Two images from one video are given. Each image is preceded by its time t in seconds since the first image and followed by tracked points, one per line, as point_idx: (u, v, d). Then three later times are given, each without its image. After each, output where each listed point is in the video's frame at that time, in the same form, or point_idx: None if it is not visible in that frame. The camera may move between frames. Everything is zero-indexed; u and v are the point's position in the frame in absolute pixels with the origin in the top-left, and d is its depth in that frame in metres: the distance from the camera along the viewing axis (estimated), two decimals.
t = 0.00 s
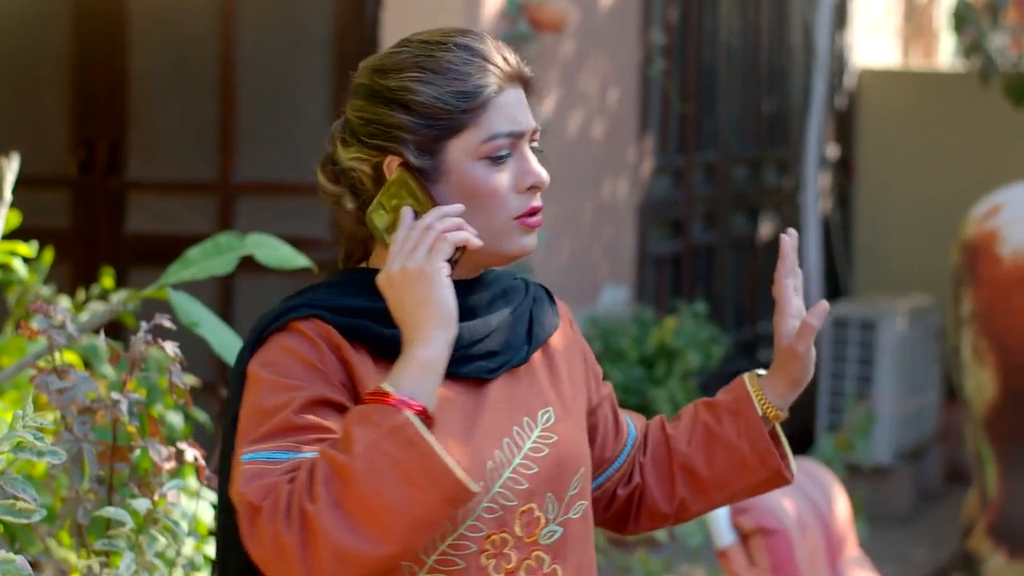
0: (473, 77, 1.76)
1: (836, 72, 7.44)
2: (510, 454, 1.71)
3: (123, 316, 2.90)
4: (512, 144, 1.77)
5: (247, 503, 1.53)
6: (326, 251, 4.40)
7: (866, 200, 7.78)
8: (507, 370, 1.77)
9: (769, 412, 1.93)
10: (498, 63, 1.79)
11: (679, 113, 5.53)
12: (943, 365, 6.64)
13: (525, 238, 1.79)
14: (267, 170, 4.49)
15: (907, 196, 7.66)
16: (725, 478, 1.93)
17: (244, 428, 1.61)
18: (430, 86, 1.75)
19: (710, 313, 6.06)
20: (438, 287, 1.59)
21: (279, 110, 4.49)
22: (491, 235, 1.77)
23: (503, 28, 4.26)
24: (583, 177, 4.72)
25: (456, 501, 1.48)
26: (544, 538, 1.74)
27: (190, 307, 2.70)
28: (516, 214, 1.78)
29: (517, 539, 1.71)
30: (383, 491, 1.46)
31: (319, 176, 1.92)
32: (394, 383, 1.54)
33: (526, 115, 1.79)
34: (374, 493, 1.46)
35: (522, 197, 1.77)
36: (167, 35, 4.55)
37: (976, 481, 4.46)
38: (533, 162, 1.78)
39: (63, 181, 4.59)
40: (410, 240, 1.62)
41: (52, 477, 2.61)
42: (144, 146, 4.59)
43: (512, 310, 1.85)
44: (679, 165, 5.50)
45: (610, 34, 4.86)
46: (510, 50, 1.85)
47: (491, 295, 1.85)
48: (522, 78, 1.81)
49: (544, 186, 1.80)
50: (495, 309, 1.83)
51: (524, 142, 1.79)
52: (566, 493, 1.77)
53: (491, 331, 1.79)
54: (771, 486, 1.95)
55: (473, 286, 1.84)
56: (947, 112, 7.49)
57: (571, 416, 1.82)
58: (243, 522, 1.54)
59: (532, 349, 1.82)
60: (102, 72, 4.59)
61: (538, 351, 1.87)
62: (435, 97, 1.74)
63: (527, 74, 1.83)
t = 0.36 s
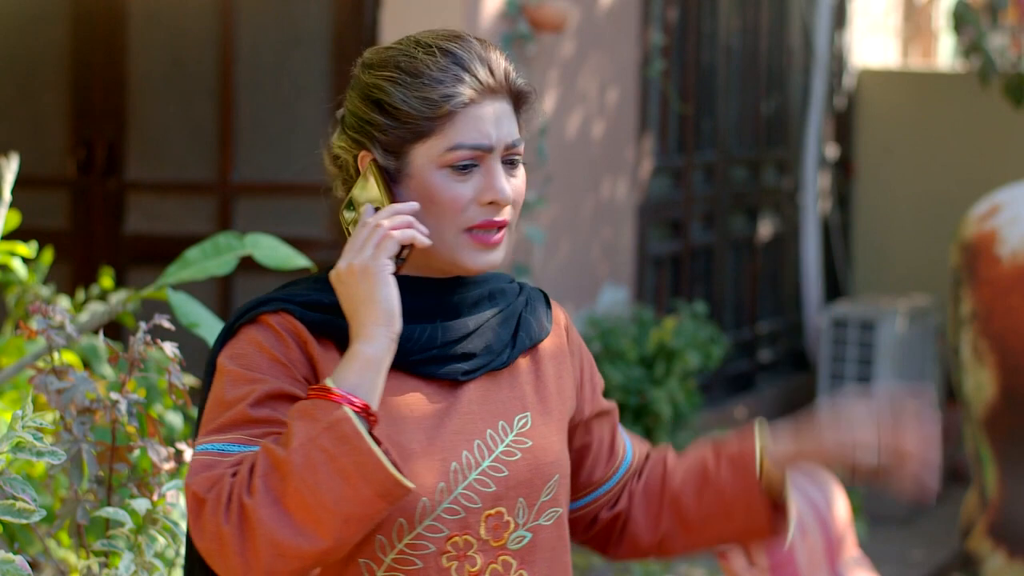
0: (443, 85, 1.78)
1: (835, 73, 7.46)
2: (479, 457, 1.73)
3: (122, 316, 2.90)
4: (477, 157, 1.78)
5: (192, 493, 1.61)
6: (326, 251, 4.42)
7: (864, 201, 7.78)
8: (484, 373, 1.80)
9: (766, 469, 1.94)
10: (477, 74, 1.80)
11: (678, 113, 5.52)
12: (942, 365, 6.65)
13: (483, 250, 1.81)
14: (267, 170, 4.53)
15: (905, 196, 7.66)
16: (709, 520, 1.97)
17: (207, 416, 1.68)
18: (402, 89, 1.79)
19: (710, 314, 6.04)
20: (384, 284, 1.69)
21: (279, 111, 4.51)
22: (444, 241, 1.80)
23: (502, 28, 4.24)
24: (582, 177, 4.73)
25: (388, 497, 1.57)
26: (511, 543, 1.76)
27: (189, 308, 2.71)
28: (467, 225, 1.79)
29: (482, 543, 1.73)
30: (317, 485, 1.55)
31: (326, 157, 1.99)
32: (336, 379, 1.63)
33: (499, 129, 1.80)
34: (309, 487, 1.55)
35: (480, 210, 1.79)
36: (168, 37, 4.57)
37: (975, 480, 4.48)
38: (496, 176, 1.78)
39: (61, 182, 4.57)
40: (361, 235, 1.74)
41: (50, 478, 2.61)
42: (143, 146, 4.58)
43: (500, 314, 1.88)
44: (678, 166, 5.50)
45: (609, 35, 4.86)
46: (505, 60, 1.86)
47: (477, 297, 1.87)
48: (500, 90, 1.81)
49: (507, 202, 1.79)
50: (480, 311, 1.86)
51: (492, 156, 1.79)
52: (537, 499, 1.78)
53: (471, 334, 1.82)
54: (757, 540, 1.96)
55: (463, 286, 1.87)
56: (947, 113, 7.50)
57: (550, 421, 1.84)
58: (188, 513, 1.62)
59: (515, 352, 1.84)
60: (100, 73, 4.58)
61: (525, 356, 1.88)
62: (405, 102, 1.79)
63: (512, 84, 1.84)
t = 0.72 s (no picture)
0: (425, 87, 1.76)
1: (835, 72, 7.46)
2: (462, 462, 1.70)
3: (122, 316, 2.90)
4: (457, 161, 1.77)
5: (162, 479, 1.63)
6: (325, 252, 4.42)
7: (864, 201, 7.77)
8: (475, 381, 1.77)
9: None
10: (462, 77, 1.78)
11: (678, 113, 5.52)
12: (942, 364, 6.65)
13: (463, 254, 1.79)
14: (267, 170, 4.53)
15: (905, 197, 7.66)
16: None
17: (193, 401, 1.70)
18: (386, 90, 1.78)
19: (709, 314, 6.04)
20: (351, 279, 1.68)
21: (278, 111, 4.51)
22: (422, 244, 1.78)
23: (503, 28, 4.25)
24: (582, 177, 4.73)
25: (345, 491, 1.57)
26: (488, 553, 1.73)
27: (190, 308, 2.71)
28: (445, 228, 1.77)
29: (456, 549, 1.70)
30: (274, 476, 1.56)
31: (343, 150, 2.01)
32: (302, 371, 1.62)
33: (482, 134, 1.77)
34: (266, 477, 1.56)
35: (459, 215, 1.77)
36: (167, 37, 4.57)
37: (975, 480, 4.48)
38: (476, 182, 1.77)
39: (61, 182, 4.57)
40: (336, 231, 1.73)
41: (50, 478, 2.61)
42: (143, 147, 4.58)
43: (500, 325, 1.84)
44: (678, 166, 5.50)
45: (609, 35, 4.86)
46: (499, 62, 1.83)
47: (478, 305, 1.84)
48: (485, 94, 1.79)
49: (486, 207, 1.77)
50: (480, 320, 1.83)
51: (474, 160, 1.77)
52: (517, 512, 1.74)
53: (462, 340, 1.79)
54: None
55: (465, 293, 1.84)
56: (946, 113, 7.50)
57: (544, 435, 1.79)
58: (159, 499, 1.64)
59: (510, 364, 1.81)
60: (100, 73, 4.58)
61: (525, 370, 1.84)
62: (388, 103, 1.78)
63: (503, 88, 1.80)
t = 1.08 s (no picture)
0: (396, 93, 1.73)
1: (836, 72, 7.46)
2: (445, 465, 1.69)
3: (123, 317, 2.90)
4: (432, 165, 1.74)
5: (158, 498, 1.63)
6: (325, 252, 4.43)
7: (864, 201, 7.77)
8: (457, 385, 1.75)
9: None
10: (433, 80, 1.75)
11: (679, 113, 5.52)
12: (942, 365, 6.65)
13: (443, 258, 1.76)
14: (267, 170, 4.53)
15: (906, 197, 7.66)
16: None
17: (179, 411, 1.68)
18: (358, 96, 1.75)
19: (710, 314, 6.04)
20: (337, 290, 1.67)
21: (278, 112, 4.53)
22: (401, 250, 1.76)
23: (504, 28, 4.24)
24: (582, 177, 4.73)
25: (341, 506, 1.57)
26: (471, 556, 1.72)
27: (190, 308, 2.70)
28: (424, 233, 1.75)
29: (439, 553, 1.69)
30: (271, 494, 1.56)
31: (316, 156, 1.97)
32: (293, 386, 1.61)
33: (455, 138, 1.75)
34: (264, 496, 1.56)
35: (436, 219, 1.75)
36: (168, 37, 4.57)
37: (975, 480, 4.48)
38: (451, 185, 1.74)
39: (62, 182, 4.57)
40: (316, 243, 1.70)
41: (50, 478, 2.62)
42: (143, 147, 4.58)
43: (483, 327, 1.82)
44: (678, 166, 5.50)
45: (610, 34, 4.86)
46: (470, 63, 1.80)
47: (460, 307, 1.81)
48: (456, 96, 1.76)
49: (462, 210, 1.75)
50: (463, 322, 1.81)
51: (448, 164, 1.75)
52: (500, 515, 1.73)
53: (445, 343, 1.77)
54: None
55: (447, 295, 1.82)
56: (947, 114, 7.50)
57: (527, 439, 1.78)
58: (156, 515, 1.64)
59: (492, 367, 1.79)
60: (99, 73, 4.57)
61: (509, 372, 1.82)
62: (360, 109, 1.75)
63: (474, 89, 1.78)
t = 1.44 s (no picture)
0: (383, 101, 1.73)
1: (840, 72, 7.46)
2: (430, 469, 1.69)
3: (127, 316, 2.90)
4: (416, 176, 1.74)
5: (156, 517, 1.62)
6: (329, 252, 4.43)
7: (868, 201, 7.77)
8: (442, 387, 1.75)
9: None
10: (422, 91, 1.74)
11: (682, 113, 5.52)
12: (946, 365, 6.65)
13: (425, 268, 1.76)
14: (269, 170, 4.55)
15: (910, 197, 7.66)
16: None
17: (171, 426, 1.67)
18: (346, 102, 1.76)
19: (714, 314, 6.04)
20: (327, 303, 1.66)
21: (280, 113, 4.54)
22: (383, 257, 1.76)
23: (508, 28, 4.24)
24: (586, 177, 4.73)
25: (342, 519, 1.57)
26: (459, 559, 1.72)
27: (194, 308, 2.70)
28: (405, 242, 1.75)
29: (427, 556, 1.69)
30: (272, 512, 1.55)
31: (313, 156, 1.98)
32: (286, 401, 1.60)
33: (441, 149, 1.74)
34: (263, 513, 1.55)
35: (418, 229, 1.74)
36: (171, 38, 4.57)
37: (979, 480, 4.48)
38: (434, 196, 1.74)
39: (65, 182, 4.56)
40: (305, 253, 1.69)
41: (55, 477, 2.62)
42: (147, 147, 4.59)
43: (468, 327, 1.81)
44: (683, 166, 5.50)
45: (614, 34, 4.86)
46: (462, 73, 1.79)
47: (446, 309, 1.81)
48: (445, 107, 1.75)
49: (445, 222, 1.74)
50: (450, 323, 1.80)
51: (433, 175, 1.74)
52: (488, 516, 1.73)
53: (431, 346, 1.76)
54: None
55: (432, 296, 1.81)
56: (950, 114, 7.50)
57: (514, 442, 1.77)
58: (155, 534, 1.63)
59: (478, 368, 1.78)
60: (103, 73, 4.58)
61: (496, 372, 1.81)
62: (348, 116, 1.75)
63: (463, 101, 1.77)
